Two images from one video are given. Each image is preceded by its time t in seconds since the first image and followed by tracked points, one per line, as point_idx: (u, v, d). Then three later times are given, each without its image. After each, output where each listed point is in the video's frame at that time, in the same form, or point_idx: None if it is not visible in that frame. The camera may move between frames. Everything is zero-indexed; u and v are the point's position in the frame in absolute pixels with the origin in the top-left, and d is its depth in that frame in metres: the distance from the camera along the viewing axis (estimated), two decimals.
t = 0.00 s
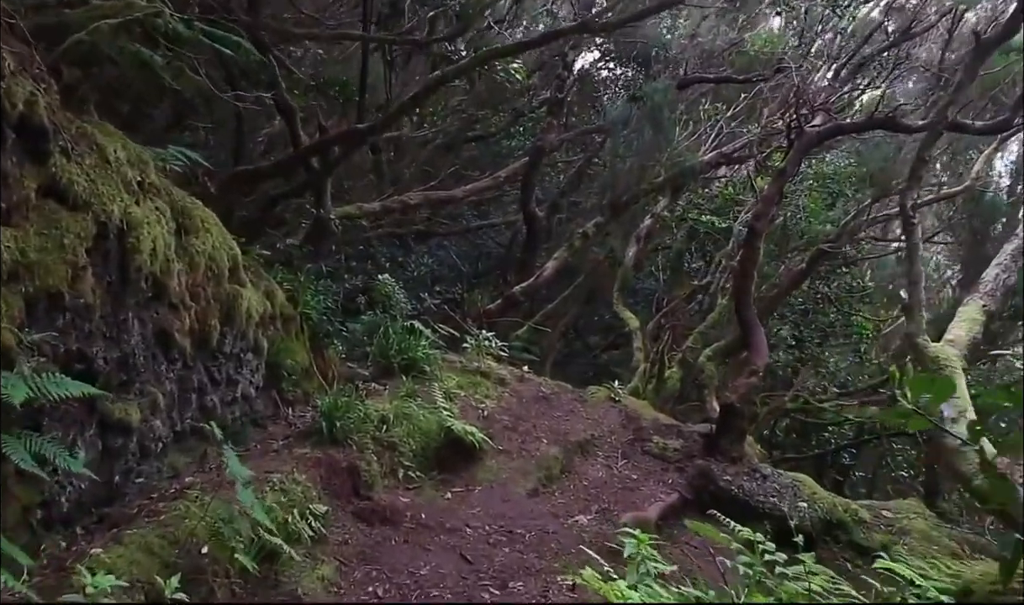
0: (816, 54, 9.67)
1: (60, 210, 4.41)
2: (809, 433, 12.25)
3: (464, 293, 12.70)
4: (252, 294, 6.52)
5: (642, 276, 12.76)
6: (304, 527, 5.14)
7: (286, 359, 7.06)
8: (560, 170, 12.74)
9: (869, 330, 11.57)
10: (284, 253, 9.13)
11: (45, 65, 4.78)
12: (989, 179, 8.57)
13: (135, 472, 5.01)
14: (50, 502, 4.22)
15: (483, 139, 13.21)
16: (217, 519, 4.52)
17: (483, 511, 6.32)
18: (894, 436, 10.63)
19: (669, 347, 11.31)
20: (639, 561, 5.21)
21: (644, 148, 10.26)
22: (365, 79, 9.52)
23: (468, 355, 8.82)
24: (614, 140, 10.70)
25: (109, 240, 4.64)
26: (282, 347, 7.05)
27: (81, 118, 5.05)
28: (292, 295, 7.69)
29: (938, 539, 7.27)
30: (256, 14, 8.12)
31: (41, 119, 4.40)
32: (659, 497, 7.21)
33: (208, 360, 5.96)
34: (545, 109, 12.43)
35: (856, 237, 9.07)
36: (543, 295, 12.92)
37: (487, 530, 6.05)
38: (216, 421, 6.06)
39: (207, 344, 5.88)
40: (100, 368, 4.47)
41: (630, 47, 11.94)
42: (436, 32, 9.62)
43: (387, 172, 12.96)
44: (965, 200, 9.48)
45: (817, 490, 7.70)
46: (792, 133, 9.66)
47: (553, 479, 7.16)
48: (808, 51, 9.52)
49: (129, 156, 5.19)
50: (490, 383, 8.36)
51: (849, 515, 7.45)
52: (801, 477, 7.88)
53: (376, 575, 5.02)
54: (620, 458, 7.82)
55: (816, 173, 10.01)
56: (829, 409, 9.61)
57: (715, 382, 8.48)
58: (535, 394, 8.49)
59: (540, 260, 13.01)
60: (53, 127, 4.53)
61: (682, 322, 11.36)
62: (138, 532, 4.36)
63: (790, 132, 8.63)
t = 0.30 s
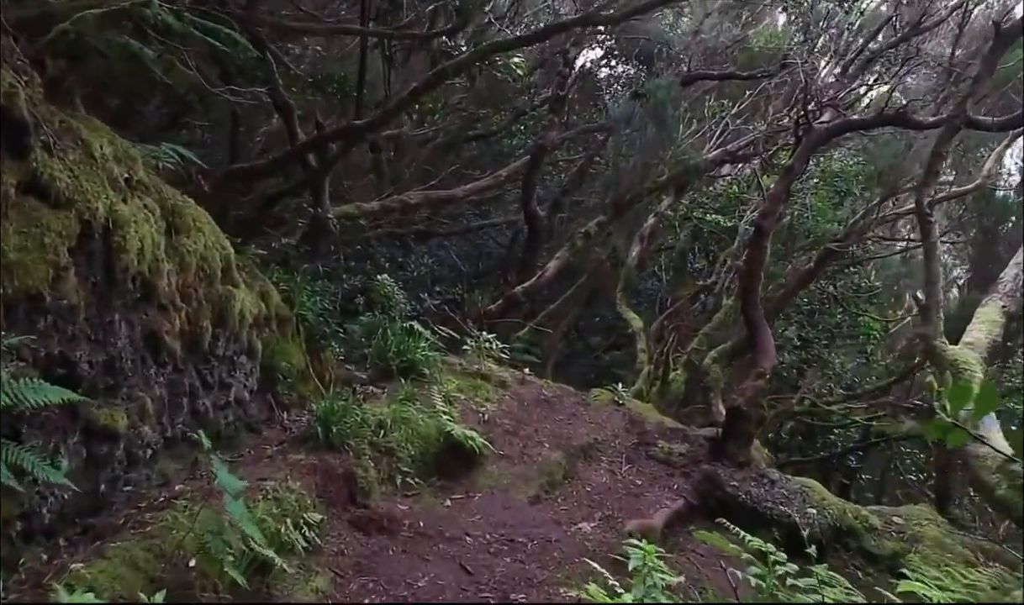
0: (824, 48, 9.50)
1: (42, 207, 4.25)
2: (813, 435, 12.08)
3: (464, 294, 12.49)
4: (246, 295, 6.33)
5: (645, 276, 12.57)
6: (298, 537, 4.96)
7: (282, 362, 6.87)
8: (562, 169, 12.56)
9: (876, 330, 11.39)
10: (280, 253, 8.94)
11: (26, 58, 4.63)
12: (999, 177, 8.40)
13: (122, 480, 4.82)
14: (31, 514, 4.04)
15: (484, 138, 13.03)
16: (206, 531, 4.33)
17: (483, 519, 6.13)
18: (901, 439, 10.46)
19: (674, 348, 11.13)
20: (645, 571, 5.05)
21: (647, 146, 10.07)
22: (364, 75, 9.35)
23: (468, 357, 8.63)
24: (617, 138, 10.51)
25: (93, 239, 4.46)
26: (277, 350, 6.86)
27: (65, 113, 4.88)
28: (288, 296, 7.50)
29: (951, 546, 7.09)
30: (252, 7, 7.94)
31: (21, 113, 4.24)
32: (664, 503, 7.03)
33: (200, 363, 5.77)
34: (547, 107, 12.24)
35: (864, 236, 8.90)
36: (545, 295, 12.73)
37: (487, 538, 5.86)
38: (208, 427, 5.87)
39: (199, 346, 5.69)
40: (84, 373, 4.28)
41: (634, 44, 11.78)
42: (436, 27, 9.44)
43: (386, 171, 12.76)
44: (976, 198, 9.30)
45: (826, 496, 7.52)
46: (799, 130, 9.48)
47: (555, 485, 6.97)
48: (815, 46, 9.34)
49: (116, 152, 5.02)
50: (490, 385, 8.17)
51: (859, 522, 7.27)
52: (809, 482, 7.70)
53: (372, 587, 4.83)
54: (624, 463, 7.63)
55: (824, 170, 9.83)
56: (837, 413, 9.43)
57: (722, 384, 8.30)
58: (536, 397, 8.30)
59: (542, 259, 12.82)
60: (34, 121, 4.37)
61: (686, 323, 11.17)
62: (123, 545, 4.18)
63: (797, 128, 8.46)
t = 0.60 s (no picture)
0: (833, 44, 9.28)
1: (18, 205, 4.04)
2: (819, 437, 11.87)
3: (464, 294, 12.26)
4: (238, 296, 6.11)
5: (648, 275, 12.35)
6: (289, 551, 4.74)
7: (275, 365, 6.64)
8: (564, 167, 12.35)
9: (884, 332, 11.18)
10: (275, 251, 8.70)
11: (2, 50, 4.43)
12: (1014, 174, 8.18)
13: (105, 491, 4.60)
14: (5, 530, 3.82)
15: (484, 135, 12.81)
16: (191, 547, 4.10)
17: (484, 529, 5.91)
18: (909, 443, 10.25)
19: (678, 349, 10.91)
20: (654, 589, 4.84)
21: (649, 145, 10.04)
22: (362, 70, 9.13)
23: (468, 359, 8.41)
24: (621, 134, 10.29)
25: (72, 238, 4.27)
26: (271, 353, 6.63)
27: (44, 108, 4.67)
28: (282, 297, 7.27)
29: (965, 556, 6.87)
30: None
31: None
32: (670, 511, 6.80)
33: (189, 367, 5.55)
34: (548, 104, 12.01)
35: (874, 235, 8.72)
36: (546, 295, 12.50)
37: (487, 550, 5.64)
38: (197, 433, 5.65)
39: (189, 351, 5.46)
40: (62, 380, 4.06)
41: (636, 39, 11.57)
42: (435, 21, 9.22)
43: (385, 169, 12.53)
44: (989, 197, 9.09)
45: (837, 503, 7.29)
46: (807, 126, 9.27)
47: (558, 493, 6.74)
48: (822, 41, 9.12)
49: (99, 148, 4.81)
50: (491, 389, 7.95)
51: (871, 529, 7.05)
52: (818, 488, 7.48)
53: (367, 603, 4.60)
54: (628, 469, 7.41)
55: (831, 168, 9.64)
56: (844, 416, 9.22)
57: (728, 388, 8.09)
58: (538, 401, 8.07)
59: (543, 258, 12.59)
60: (9, 115, 4.17)
61: (690, 323, 10.96)
62: (102, 563, 3.96)
63: (806, 125, 8.24)
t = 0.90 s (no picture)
0: (841, 40, 9.10)
1: None
2: (824, 440, 11.68)
3: (463, 294, 12.04)
4: (230, 298, 5.90)
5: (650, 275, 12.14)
6: (280, 564, 4.54)
7: (269, 369, 6.44)
8: (564, 165, 12.16)
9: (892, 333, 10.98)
10: (270, 251, 8.50)
11: None
12: None
13: (89, 501, 4.39)
14: None
15: (483, 133, 12.61)
16: (176, 561, 3.89)
17: (484, 538, 5.71)
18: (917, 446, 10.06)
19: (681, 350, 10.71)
20: None
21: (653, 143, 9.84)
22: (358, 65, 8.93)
23: (468, 362, 8.20)
24: (623, 132, 10.09)
25: (51, 238, 4.17)
26: (264, 355, 6.43)
27: (22, 101, 4.50)
28: (276, 298, 7.07)
29: (979, 564, 6.68)
30: None
31: None
32: (675, 519, 6.60)
33: (178, 372, 5.34)
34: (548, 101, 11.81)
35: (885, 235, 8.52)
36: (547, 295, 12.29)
37: (488, 561, 5.43)
38: (187, 440, 5.45)
39: (178, 355, 5.26)
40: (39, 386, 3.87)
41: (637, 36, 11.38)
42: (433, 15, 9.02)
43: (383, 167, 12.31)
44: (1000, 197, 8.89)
45: (846, 511, 7.10)
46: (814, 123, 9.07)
47: (560, 500, 6.54)
48: (829, 37, 8.94)
49: (82, 145, 4.66)
50: (491, 392, 7.75)
51: (882, 537, 6.86)
52: (826, 495, 7.29)
53: None
54: (633, 475, 7.21)
55: (839, 167, 9.49)
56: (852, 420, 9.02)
57: (735, 391, 7.90)
58: (539, 404, 7.87)
59: (543, 257, 12.38)
60: None
61: (693, 324, 10.76)
62: (83, 579, 3.77)
63: (815, 122, 8.05)
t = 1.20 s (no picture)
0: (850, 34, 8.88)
1: None
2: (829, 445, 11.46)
3: (462, 295, 11.81)
4: (220, 300, 5.68)
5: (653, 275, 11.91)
6: (270, 581, 4.31)
7: (261, 374, 6.21)
8: (565, 164, 11.94)
9: (899, 335, 10.75)
10: (264, 252, 8.27)
11: None
12: None
13: (68, 514, 4.17)
14: None
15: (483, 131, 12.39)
16: (157, 580, 3.66)
17: (485, 550, 5.46)
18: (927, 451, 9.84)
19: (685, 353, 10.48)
20: None
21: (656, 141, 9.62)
22: (355, 61, 8.71)
23: (467, 365, 7.97)
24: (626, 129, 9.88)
25: (24, 236, 3.95)
26: (256, 360, 6.20)
27: None
28: (269, 301, 6.84)
29: (997, 576, 6.31)
30: None
31: None
32: (682, 528, 6.37)
33: (164, 377, 5.11)
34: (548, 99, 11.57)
35: (895, 234, 8.33)
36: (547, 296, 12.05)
37: (489, 574, 5.18)
38: (174, 448, 5.22)
39: (165, 360, 5.03)
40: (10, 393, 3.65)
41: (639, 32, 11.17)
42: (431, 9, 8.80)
43: (380, 166, 12.08)
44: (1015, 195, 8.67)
45: (859, 519, 6.86)
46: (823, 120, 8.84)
47: (563, 509, 6.31)
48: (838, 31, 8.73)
49: (59, 138, 4.46)
50: (491, 396, 7.52)
51: (896, 547, 6.63)
52: (837, 502, 7.06)
53: None
54: (638, 483, 6.97)
55: (849, 163, 9.49)
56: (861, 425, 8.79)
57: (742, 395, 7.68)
58: (540, 410, 7.63)
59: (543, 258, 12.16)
60: None
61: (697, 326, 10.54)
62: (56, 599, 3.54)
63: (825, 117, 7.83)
